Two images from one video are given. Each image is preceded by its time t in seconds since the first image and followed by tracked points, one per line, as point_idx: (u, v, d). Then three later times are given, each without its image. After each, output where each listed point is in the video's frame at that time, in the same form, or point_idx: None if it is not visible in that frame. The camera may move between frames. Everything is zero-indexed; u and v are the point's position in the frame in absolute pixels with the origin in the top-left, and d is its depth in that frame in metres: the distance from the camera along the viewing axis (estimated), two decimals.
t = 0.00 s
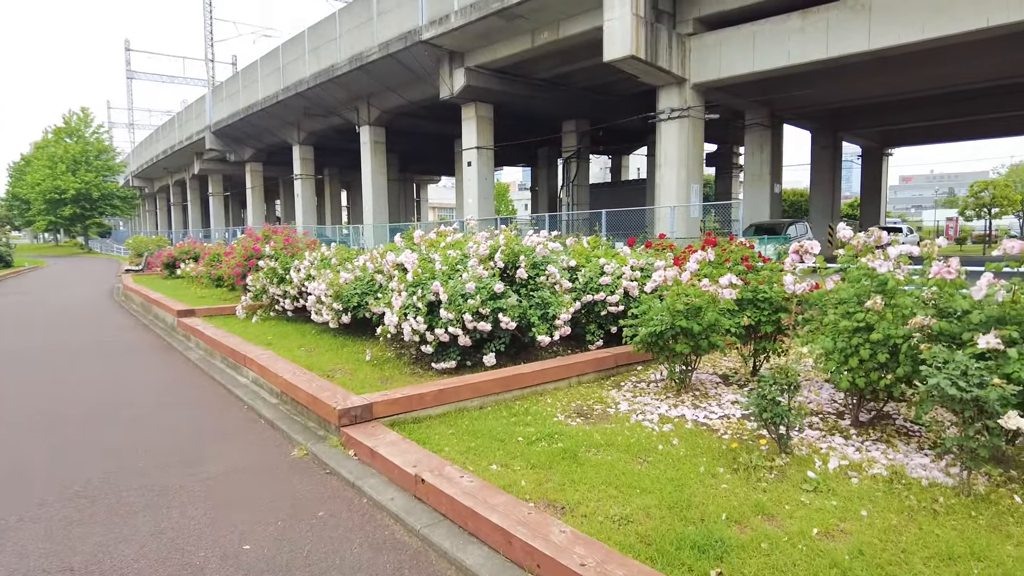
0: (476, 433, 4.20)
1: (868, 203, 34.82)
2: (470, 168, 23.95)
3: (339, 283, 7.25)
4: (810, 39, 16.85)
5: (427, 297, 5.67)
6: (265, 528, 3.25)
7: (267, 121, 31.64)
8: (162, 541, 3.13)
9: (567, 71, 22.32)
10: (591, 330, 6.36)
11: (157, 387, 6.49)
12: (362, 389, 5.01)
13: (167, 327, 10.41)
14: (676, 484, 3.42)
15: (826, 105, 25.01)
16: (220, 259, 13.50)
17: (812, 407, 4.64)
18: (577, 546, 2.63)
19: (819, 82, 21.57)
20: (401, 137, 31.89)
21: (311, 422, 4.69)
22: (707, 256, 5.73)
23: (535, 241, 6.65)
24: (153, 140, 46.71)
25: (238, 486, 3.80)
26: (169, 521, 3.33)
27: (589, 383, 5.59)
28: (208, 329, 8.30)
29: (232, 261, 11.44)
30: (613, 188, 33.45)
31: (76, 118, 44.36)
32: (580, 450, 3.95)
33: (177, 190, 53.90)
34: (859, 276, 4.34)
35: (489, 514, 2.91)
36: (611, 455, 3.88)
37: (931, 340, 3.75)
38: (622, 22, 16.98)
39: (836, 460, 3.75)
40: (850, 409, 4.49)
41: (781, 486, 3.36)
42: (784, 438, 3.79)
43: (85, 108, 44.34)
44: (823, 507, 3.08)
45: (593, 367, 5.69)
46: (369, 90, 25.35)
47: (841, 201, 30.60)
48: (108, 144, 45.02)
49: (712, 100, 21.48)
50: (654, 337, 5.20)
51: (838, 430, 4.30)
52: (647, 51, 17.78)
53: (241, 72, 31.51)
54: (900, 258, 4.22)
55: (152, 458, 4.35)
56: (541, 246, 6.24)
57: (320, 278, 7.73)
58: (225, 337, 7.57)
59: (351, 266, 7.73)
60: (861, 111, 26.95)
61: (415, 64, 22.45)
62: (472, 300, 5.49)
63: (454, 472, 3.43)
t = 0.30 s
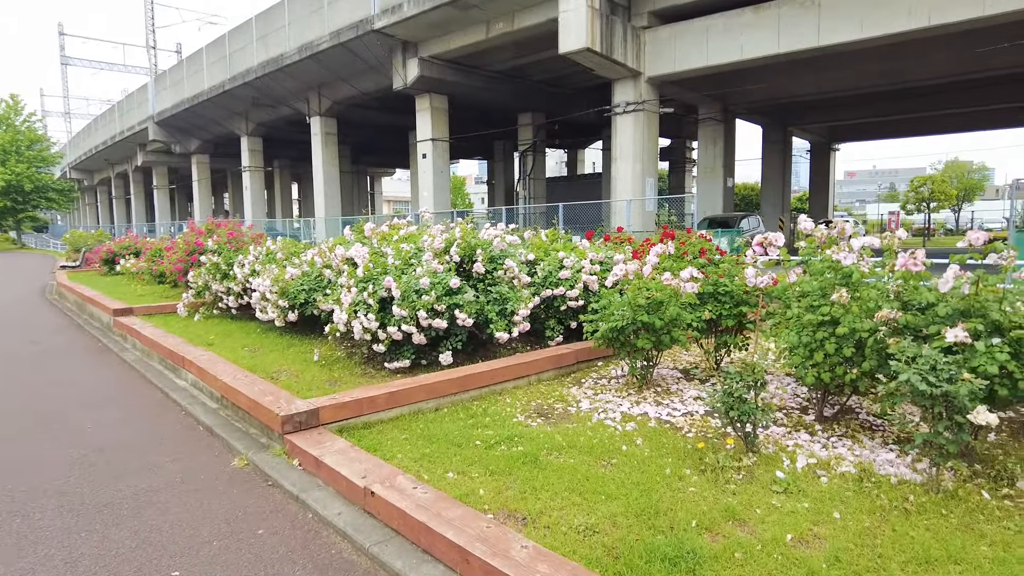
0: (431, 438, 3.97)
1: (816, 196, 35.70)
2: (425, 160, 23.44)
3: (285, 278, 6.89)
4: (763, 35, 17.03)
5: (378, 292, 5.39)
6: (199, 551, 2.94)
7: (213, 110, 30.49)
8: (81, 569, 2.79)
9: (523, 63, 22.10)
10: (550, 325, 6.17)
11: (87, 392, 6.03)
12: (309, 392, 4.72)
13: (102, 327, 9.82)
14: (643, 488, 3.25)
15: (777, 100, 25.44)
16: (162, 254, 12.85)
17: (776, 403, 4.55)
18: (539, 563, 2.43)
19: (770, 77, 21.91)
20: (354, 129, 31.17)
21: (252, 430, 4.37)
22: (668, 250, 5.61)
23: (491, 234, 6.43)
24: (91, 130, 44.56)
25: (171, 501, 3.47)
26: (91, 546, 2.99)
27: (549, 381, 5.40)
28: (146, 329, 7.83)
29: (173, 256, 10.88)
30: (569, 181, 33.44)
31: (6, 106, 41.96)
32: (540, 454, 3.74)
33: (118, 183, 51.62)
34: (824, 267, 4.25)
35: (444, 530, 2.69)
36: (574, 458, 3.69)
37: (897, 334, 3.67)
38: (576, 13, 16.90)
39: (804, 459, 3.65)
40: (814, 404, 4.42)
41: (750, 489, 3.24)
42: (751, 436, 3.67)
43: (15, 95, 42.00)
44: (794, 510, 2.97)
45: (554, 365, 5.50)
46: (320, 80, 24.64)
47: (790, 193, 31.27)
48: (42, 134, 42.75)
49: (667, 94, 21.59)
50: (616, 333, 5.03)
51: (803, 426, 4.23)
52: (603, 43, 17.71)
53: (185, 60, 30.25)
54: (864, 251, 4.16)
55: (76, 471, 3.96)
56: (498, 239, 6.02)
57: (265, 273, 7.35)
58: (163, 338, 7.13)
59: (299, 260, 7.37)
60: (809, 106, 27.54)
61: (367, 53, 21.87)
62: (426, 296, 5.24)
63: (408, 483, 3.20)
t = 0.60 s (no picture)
0: (401, 447, 3.76)
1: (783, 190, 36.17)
2: (393, 153, 23.03)
3: (245, 277, 6.59)
4: (732, 28, 17.04)
5: (343, 291, 5.11)
6: None
7: (173, 102, 29.53)
8: None
9: (493, 55, 21.82)
10: (525, 324, 5.96)
11: (32, 399, 5.64)
12: (270, 400, 4.45)
13: (51, 327, 9.32)
14: (627, 498, 3.08)
15: (745, 95, 25.62)
16: (118, 251, 12.31)
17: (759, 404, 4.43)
18: None
19: (738, 72, 22.02)
20: (320, 121, 30.52)
21: (209, 441, 4.07)
22: (645, 246, 5.46)
23: (463, 229, 6.21)
24: (44, 121, 42.88)
25: (116, 523, 3.17)
26: None
27: (524, 383, 5.20)
28: (98, 331, 7.41)
29: (129, 253, 10.40)
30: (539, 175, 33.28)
31: None
32: (518, 462, 3.54)
33: (74, 176, 49.85)
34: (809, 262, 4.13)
35: (416, 554, 2.47)
36: (554, 466, 3.49)
37: (885, 332, 3.57)
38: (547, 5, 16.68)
39: (791, 463, 3.52)
40: (798, 404, 4.31)
41: (739, 497, 3.09)
42: (738, 441, 3.52)
43: None
44: (787, 521, 2.82)
45: (529, 365, 5.30)
46: (284, 71, 24.01)
47: (757, 187, 31.59)
48: None
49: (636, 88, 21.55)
50: (594, 332, 4.84)
51: (787, 427, 4.12)
52: (573, 36, 17.53)
53: (142, 49, 29.20)
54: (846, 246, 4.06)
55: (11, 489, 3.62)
56: (470, 235, 5.80)
57: (224, 272, 7.02)
58: (115, 340, 6.74)
59: (262, 257, 7.06)
60: (776, 101, 27.82)
61: (333, 43, 21.34)
62: (395, 295, 4.99)
63: (376, 499, 2.97)
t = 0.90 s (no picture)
0: (388, 454, 3.56)
1: (766, 184, 36.32)
2: (376, 145, 22.69)
3: (222, 273, 6.32)
4: (718, 21, 16.94)
5: (325, 288, 4.88)
6: None
7: (149, 93, 28.88)
8: None
9: (476, 46, 21.55)
10: (515, 321, 5.77)
11: None
12: (247, 403, 4.22)
13: (20, 325, 8.96)
14: (628, 506, 2.92)
15: (729, 88, 25.60)
16: (91, 245, 11.92)
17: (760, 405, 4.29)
18: None
19: (723, 65, 21.95)
20: (301, 112, 30.04)
21: (182, 447, 3.84)
22: (638, 241, 5.30)
23: (450, 224, 6.01)
24: (16, 112, 41.77)
25: (78, 540, 2.94)
26: None
27: (515, 383, 5.02)
28: (68, 329, 7.10)
29: (102, 248, 10.05)
30: (523, 168, 33.07)
31: None
32: (512, 468, 3.36)
33: (47, 169, 48.69)
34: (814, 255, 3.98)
35: None
36: (549, 472, 3.31)
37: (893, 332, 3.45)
38: None
39: (796, 468, 3.37)
40: (799, 404, 4.18)
41: (746, 506, 2.93)
42: (741, 444, 3.37)
43: None
44: (799, 532, 2.68)
45: (519, 364, 5.12)
46: (264, 62, 23.53)
47: (741, 181, 31.64)
48: None
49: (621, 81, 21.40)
50: (587, 330, 4.65)
51: (788, 429, 3.98)
52: (558, 27, 17.32)
53: (117, 38, 28.47)
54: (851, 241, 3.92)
55: None
56: (458, 229, 5.59)
57: (200, 267, 6.76)
58: (85, 338, 6.44)
59: (240, 252, 6.81)
60: (760, 95, 27.84)
61: (314, 34, 20.92)
62: (380, 292, 4.77)
63: (362, 513, 2.77)
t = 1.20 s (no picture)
0: (382, 465, 3.36)
1: (753, 180, 36.36)
2: (363, 139, 22.30)
3: (205, 271, 6.07)
4: (709, 16, 16.80)
5: (313, 287, 4.66)
6: None
7: (130, 85, 28.30)
8: None
9: (464, 40, 21.28)
10: (511, 321, 5.57)
11: None
12: (232, 409, 3.99)
13: None
14: (642, 523, 2.75)
15: (718, 84, 25.52)
16: (68, 241, 11.55)
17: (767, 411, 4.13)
18: None
19: (713, 60, 21.85)
20: (286, 106, 29.60)
21: (162, 458, 3.60)
22: (638, 237, 5.12)
23: (443, 220, 5.81)
24: None
25: (47, 563, 2.72)
26: None
27: (512, 385, 4.83)
28: (42, 329, 6.80)
29: (80, 244, 9.72)
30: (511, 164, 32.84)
31: None
32: (514, 480, 3.17)
33: (25, 163, 47.70)
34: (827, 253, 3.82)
35: None
36: (554, 485, 3.13)
37: (912, 336, 3.30)
38: None
39: (814, 477, 3.22)
40: (808, 409, 4.03)
41: (766, 522, 2.78)
42: (756, 453, 3.21)
43: None
44: (825, 552, 2.52)
45: (517, 366, 4.93)
46: (247, 54, 23.10)
47: (729, 176, 31.65)
48: None
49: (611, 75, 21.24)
50: (589, 332, 4.46)
51: (799, 435, 3.82)
52: (548, 20, 17.11)
53: (96, 29, 27.84)
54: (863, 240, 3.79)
55: None
56: (451, 226, 5.38)
57: (182, 265, 6.49)
58: (61, 339, 6.16)
59: (224, 249, 6.55)
60: (748, 91, 27.81)
61: (298, 26, 20.54)
62: (371, 292, 4.55)
63: (356, 533, 2.58)
